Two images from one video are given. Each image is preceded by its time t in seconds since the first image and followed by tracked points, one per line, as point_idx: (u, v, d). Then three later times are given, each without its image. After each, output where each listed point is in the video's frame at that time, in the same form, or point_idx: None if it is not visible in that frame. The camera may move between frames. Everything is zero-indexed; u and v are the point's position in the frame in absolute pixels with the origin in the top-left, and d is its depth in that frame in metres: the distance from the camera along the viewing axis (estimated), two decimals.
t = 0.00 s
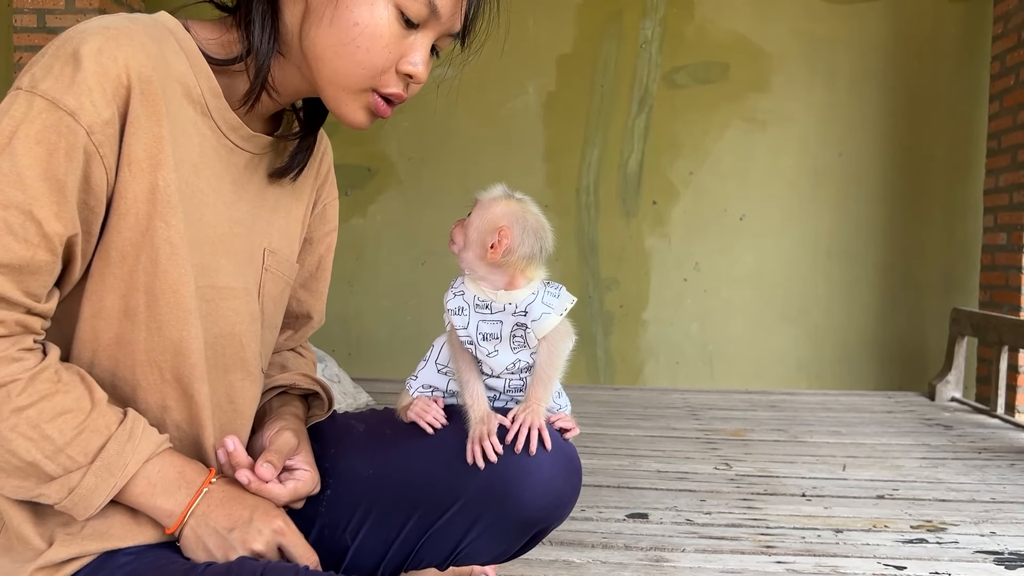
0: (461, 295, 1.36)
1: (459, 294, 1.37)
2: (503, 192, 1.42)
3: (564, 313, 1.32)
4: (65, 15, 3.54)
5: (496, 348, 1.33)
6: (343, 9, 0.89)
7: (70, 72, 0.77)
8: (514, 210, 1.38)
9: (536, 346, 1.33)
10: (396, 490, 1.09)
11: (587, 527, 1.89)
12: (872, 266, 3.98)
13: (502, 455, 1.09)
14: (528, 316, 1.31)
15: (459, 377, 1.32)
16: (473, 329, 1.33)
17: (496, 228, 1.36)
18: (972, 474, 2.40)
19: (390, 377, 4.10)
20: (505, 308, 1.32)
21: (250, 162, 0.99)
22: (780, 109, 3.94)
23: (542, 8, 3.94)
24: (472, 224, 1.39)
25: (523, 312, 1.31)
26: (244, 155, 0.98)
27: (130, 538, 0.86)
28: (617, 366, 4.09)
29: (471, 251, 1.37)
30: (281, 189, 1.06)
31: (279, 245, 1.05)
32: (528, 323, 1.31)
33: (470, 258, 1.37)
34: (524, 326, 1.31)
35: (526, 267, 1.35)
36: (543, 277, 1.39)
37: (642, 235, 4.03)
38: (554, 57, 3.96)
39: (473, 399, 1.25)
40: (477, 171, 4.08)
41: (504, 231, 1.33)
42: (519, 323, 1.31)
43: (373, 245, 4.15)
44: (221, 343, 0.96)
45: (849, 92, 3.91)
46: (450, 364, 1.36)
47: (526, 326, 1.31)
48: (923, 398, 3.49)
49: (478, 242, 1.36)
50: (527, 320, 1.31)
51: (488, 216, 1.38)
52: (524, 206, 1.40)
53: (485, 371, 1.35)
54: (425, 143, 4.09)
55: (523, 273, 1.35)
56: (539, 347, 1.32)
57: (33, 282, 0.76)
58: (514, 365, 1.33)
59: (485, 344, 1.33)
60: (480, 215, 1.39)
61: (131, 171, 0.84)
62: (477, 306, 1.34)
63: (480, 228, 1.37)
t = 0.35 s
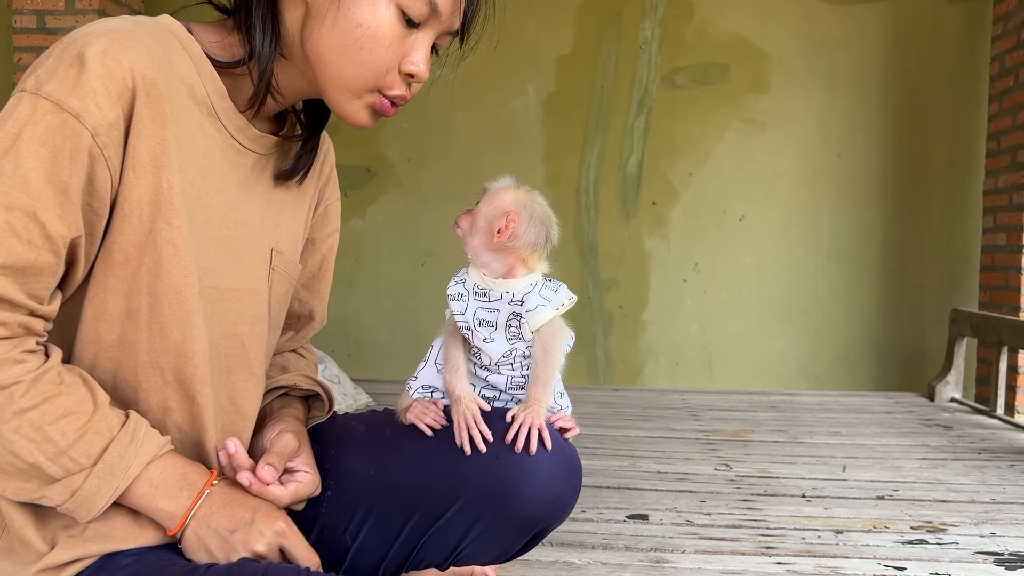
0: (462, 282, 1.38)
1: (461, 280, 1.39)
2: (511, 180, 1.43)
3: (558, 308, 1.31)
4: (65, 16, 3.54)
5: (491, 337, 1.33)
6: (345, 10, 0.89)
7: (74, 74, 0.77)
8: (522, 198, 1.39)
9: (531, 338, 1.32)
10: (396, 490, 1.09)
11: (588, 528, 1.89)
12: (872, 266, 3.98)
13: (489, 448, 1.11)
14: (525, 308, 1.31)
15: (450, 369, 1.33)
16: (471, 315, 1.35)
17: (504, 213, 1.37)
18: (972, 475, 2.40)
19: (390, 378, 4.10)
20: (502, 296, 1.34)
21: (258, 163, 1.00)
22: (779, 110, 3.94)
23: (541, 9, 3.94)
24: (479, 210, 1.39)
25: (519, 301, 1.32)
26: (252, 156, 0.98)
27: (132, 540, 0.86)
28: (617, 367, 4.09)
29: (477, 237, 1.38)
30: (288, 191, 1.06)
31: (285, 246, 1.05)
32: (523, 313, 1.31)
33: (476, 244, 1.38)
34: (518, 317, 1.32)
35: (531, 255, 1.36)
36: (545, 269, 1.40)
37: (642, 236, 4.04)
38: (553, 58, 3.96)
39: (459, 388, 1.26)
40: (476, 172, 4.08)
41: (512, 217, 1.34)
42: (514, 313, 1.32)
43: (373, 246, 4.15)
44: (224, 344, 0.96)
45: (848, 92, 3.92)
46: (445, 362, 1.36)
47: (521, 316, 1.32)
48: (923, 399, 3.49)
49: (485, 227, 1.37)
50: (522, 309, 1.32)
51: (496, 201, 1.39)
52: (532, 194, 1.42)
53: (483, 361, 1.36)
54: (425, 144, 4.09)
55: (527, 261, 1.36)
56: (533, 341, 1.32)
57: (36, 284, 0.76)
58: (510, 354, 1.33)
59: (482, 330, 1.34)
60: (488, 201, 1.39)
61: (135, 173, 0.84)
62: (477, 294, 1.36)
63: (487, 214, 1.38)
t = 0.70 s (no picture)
0: (494, 286, 1.38)
1: (493, 284, 1.38)
2: (547, 185, 1.43)
3: (591, 319, 1.34)
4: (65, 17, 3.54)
5: (521, 343, 1.34)
6: (359, 9, 0.89)
7: (80, 77, 0.77)
8: (560, 204, 1.39)
9: (558, 347, 1.34)
10: (402, 492, 1.09)
11: (590, 530, 1.88)
12: (873, 267, 3.98)
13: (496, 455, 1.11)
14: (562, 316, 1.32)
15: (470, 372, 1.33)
16: (503, 320, 1.34)
17: (543, 220, 1.37)
18: (974, 476, 2.40)
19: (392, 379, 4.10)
20: (539, 304, 1.34)
21: (260, 166, 0.99)
22: (779, 111, 3.94)
23: (542, 11, 3.94)
24: (516, 215, 1.39)
25: (556, 310, 1.33)
26: (255, 160, 0.98)
27: (137, 544, 0.85)
28: (617, 368, 4.09)
29: (513, 243, 1.38)
30: (290, 199, 1.06)
31: (286, 250, 1.05)
32: (559, 321, 1.33)
33: (513, 250, 1.38)
34: (555, 325, 1.33)
35: (568, 262, 1.36)
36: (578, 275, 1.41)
37: (642, 237, 4.04)
38: (554, 59, 3.96)
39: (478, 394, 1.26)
40: (477, 173, 4.08)
41: (553, 225, 1.34)
42: (552, 321, 1.33)
43: (373, 247, 4.15)
44: (229, 348, 0.96)
45: (849, 94, 3.92)
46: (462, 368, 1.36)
47: (556, 324, 1.33)
48: (924, 401, 3.49)
49: (522, 233, 1.37)
50: (558, 318, 1.33)
51: (535, 207, 1.39)
52: (569, 201, 1.42)
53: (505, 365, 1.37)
54: (425, 145, 4.09)
55: (564, 268, 1.36)
56: (559, 349, 1.33)
57: (42, 288, 0.76)
58: (536, 361, 1.34)
59: (513, 336, 1.34)
60: (526, 206, 1.39)
61: (140, 176, 0.84)
62: (510, 299, 1.35)
63: (526, 219, 1.38)
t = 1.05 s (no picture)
0: (496, 294, 1.37)
1: (494, 293, 1.37)
2: (550, 193, 1.43)
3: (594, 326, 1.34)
4: (68, 19, 3.55)
5: (526, 352, 1.33)
6: (373, 13, 0.88)
7: (92, 83, 0.77)
8: (561, 211, 1.39)
9: (561, 354, 1.33)
10: (408, 496, 1.10)
11: (593, 532, 1.88)
12: (875, 268, 3.98)
13: (502, 463, 1.10)
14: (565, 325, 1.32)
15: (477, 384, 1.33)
16: (506, 330, 1.33)
17: (545, 228, 1.36)
18: (977, 478, 2.39)
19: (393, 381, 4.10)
20: (542, 313, 1.33)
21: (269, 170, 0.99)
22: (780, 112, 3.94)
23: (544, 12, 3.95)
24: (517, 222, 1.39)
25: (559, 318, 1.33)
26: (263, 164, 0.98)
27: (144, 547, 0.85)
28: (618, 369, 4.09)
29: (514, 250, 1.37)
30: (298, 207, 1.06)
31: (294, 254, 1.05)
32: (562, 330, 1.33)
33: (513, 257, 1.37)
34: (558, 335, 1.33)
35: (570, 270, 1.35)
36: (581, 282, 1.40)
37: (644, 239, 4.04)
38: (555, 61, 3.96)
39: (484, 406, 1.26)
40: (478, 174, 4.08)
41: (553, 233, 1.34)
42: (555, 329, 1.33)
43: (375, 248, 4.15)
44: (237, 352, 0.96)
45: (851, 95, 3.92)
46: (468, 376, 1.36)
47: (559, 332, 1.33)
48: (926, 402, 3.49)
49: (523, 241, 1.36)
50: (561, 327, 1.33)
51: (536, 215, 1.38)
52: (572, 209, 1.41)
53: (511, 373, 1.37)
54: (427, 147, 4.09)
55: (567, 275, 1.35)
56: (563, 357, 1.33)
57: (50, 292, 0.76)
58: (540, 369, 1.34)
59: (516, 345, 1.34)
60: (527, 214, 1.39)
61: (150, 181, 0.84)
62: (512, 308, 1.34)
63: (527, 227, 1.37)
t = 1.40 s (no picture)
0: (492, 276, 1.37)
1: (490, 273, 1.38)
2: (553, 179, 1.44)
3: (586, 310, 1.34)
4: (71, 22, 3.56)
5: (521, 334, 1.33)
6: (388, 25, 0.90)
7: (107, 91, 0.77)
8: (564, 196, 1.40)
9: (552, 339, 1.33)
10: (413, 496, 1.10)
11: (596, 534, 1.89)
12: (876, 271, 3.99)
13: (502, 463, 1.10)
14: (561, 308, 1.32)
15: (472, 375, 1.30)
16: (502, 310, 1.33)
17: (552, 209, 1.37)
18: (978, 481, 2.40)
19: (395, 383, 4.10)
20: (539, 294, 1.33)
21: (280, 176, 1.00)
22: (780, 115, 3.95)
23: (545, 15, 3.96)
24: (523, 201, 1.39)
25: (555, 301, 1.33)
26: (275, 171, 0.98)
27: (153, 551, 0.86)
28: (620, 372, 4.10)
29: (519, 229, 1.37)
30: (306, 214, 1.07)
31: (302, 259, 1.06)
32: (557, 313, 1.32)
33: (518, 236, 1.37)
34: (552, 318, 1.32)
35: (567, 255, 1.37)
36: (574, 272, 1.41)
37: (645, 241, 4.04)
38: (557, 64, 3.97)
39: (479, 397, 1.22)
40: (479, 177, 4.08)
41: (561, 214, 1.35)
42: (549, 312, 1.32)
43: (377, 251, 4.16)
44: (246, 359, 0.97)
45: (852, 98, 3.93)
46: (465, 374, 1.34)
47: (554, 315, 1.32)
48: (927, 405, 3.49)
49: (530, 219, 1.37)
50: (556, 309, 1.32)
51: (543, 196, 1.38)
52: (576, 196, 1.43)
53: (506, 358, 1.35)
54: (429, 150, 4.10)
55: (561, 259, 1.37)
56: (555, 343, 1.33)
57: (61, 298, 0.76)
58: (534, 354, 1.33)
59: (512, 326, 1.33)
60: (535, 194, 1.39)
61: (163, 189, 0.84)
62: (509, 289, 1.35)
63: (534, 208, 1.37)
